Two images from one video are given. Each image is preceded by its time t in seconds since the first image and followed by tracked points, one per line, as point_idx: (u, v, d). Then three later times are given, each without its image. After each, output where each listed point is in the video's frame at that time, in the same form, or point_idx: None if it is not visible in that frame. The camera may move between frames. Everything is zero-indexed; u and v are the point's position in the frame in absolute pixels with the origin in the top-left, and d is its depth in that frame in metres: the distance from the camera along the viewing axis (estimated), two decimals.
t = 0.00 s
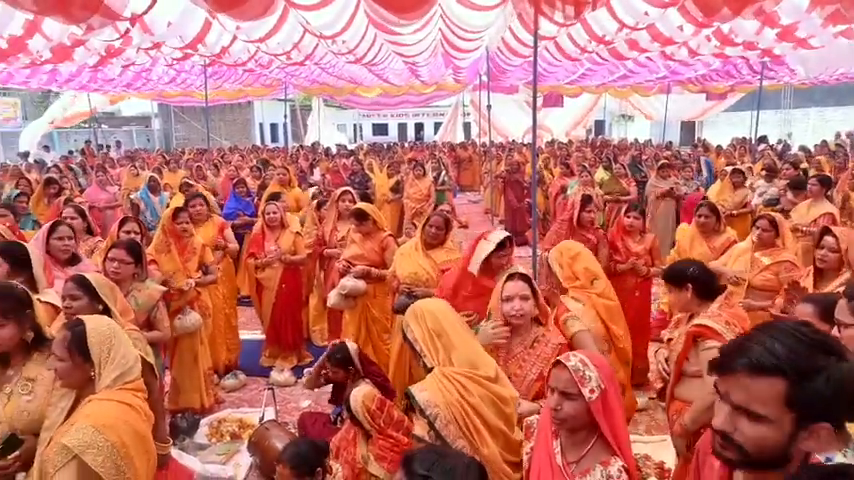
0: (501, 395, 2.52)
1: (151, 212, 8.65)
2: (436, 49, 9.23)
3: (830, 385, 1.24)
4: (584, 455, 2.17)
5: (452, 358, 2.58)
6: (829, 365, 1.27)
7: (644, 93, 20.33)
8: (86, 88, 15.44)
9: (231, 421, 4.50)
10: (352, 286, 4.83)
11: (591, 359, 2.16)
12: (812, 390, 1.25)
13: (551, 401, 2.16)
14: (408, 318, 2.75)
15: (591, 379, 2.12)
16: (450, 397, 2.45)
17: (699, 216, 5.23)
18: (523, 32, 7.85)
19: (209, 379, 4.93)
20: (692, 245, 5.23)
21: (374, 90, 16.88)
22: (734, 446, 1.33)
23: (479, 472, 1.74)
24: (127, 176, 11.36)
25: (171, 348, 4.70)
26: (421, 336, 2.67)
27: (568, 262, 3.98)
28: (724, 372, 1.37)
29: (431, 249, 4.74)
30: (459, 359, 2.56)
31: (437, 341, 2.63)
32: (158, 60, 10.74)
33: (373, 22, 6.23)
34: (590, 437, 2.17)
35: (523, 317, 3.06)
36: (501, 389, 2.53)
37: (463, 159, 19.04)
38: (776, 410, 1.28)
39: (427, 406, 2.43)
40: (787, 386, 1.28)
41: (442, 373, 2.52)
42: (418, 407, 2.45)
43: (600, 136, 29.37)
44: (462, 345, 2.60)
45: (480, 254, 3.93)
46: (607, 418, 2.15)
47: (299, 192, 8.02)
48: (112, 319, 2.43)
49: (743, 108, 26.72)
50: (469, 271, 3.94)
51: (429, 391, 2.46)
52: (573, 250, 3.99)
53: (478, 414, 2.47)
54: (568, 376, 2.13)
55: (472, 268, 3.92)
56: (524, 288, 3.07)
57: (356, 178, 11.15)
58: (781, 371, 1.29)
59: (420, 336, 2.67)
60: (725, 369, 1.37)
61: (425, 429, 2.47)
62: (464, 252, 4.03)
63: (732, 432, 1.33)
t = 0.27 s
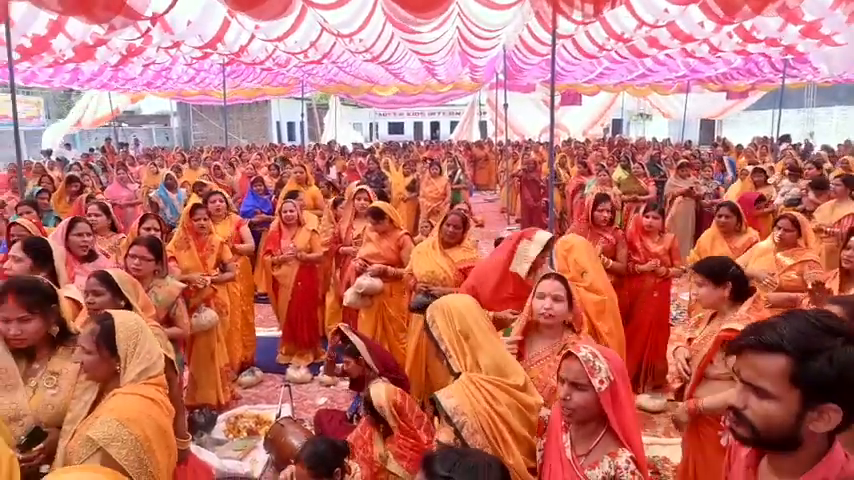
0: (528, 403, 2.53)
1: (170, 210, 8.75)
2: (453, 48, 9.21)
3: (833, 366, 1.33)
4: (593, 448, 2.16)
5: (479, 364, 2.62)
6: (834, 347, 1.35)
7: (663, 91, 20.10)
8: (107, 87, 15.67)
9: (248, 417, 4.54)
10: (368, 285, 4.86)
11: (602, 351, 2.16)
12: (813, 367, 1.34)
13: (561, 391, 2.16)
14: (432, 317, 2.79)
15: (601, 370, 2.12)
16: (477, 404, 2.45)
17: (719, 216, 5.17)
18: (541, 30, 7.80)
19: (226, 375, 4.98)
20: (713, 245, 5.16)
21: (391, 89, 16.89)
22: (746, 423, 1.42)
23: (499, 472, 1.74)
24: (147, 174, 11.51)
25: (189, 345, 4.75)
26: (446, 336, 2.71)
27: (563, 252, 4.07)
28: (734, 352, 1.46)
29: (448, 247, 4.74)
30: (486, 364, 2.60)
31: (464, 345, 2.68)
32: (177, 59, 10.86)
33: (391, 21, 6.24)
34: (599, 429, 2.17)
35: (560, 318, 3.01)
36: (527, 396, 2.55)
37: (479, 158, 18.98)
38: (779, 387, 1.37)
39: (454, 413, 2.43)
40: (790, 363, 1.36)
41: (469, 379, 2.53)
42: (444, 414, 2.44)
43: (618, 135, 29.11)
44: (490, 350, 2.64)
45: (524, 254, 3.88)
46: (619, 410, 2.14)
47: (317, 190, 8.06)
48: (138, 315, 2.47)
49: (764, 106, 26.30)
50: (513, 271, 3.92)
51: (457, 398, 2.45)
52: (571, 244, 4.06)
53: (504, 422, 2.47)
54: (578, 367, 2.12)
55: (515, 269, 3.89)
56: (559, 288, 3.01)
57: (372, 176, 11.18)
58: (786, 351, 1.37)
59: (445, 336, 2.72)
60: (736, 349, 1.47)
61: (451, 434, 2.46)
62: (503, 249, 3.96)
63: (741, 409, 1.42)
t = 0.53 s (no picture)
0: (544, 408, 2.53)
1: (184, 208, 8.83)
2: (467, 47, 9.20)
3: None
4: (602, 452, 2.14)
5: (496, 368, 2.65)
6: None
7: (678, 91, 19.94)
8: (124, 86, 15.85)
9: (260, 415, 4.55)
10: (381, 284, 4.88)
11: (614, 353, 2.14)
12: None
13: (572, 394, 2.14)
14: (450, 316, 2.81)
15: (613, 372, 2.10)
16: (494, 408, 2.45)
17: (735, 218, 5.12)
18: (555, 29, 7.77)
19: (238, 373, 5.00)
20: (729, 248, 5.10)
21: (404, 88, 16.90)
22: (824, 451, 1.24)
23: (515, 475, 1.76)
24: (162, 172, 11.61)
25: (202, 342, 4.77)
26: (463, 336, 2.75)
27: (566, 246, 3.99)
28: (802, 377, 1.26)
29: (462, 247, 4.73)
30: (503, 368, 2.63)
31: (482, 348, 2.71)
32: (192, 59, 10.96)
33: (404, 20, 6.25)
34: (610, 433, 2.14)
35: (584, 320, 2.96)
36: (545, 402, 2.56)
37: (491, 158, 18.94)
38: None
39: (470, 419, 2.43)
40: None
41: (486, 384, 2.54)
42: (460, 419, 2.44)
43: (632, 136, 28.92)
44: (506, 354, 2.67)
45: (554, 251, 3.95)
46: (631, 414, 2.12)
47: (329, 189, 8.08)
48: (155, 311, 2.51)
49: (782, 107, 25.98)
50: (543, 270, 3.97)
51: (473, 403, 2.46)
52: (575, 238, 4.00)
53: (520, 428, 2.47)
54: (590, 369, 2.10)
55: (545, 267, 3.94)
56: (582, 290, 2.98)
57: (385, 176, 11.20)
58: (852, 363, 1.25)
59: (463, 337, 2.75)
60: (801, 372, 1.26)
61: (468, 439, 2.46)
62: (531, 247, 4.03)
63: (803, 430, 1.26)
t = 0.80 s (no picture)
0: (561, 414, 2.64)
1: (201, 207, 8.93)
2: (482, 47, 9.19)
3: None
4: (619, 467, 2.08)
5: (516, 372, 2.68)
6: None
7: (696, 91, 19.73)
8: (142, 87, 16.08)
9: (276, 414, 4.60)
10: (396, 283, 4.90)
11: (637, 365, 2.06)
12: None
13: (591, 405, 2.08)
14: (475, 312, 2.80)
15: (634, 385, 2.02)
16: (509, 414, 2.56)
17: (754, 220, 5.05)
18: (571, 29, 7.73)
19: (254, 371, 5.03)
20: (749, 250, 5.04)
21: (419, 88, 16.92)
22: None
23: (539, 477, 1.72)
24: (180, 172, 11.76)
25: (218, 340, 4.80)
26: (485, 336, 2.74)
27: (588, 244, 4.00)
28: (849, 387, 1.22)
29: (478, 248, 4.71)
30: (523, 374, 2.65)
31: (502, 352, 2.71)
32: (210, 59, 11.07)
33: (420, 21, 6.25)
34: (629, 448, 2.06)
35: (594, 322, 3.02)
36: (561, 409, 2.64)
37: (506, 158, 18.89)
38: None
39: (484, 421, 2.55)
40: None
41: (503, 388, 2.63)
42: (476, 421, 2.56)
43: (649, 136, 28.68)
44: (527, 359, 2.69)
45: (571, 248, 4.06)
46: (653, 430, 2.04)
47: (345, 189, 8.11)
48: (173, 309, 2.51)
49: (802, 106, 25.59)
50: (559, 267, 4.10)
51: (487, 406, 2.57)
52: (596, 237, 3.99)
53: (534, 432, 2.58)
54: (610, 380, 2.03)
55: (563, 264, 4.06)
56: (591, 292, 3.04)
57: (400, 176, 11.23)
58: None
59: (484, 337, 2.75)
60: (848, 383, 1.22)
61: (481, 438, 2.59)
62: (548, 246, 4.19)
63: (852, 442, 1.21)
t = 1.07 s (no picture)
0: (577, 414, 2.72)
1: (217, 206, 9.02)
2: (497, 47, 9.18)
3: None
4: None
5: (536, 369, 2.76)
6: None
7: (713, 90, 19.52)
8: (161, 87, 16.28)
9: (290, 412, 4.62)
10: (410, 282, 4.89)
11: (659, 382, 2.05)
12: None
13: (610, 423, 2.05)
14: (502, 306, 2.88)
15: (656, 403, 2.00)
16: (526, 408, 2.64)
17: (775, 221, 4.98)
18: (588, 28, 7.69)
19: (269, 370, 5.05)
20: (770, 252, 4.98)
21: (433, 88, 16.94)
22: None
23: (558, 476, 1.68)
24: (196, 171, 11.87)
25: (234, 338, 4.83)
26: (509, 330, 2.82)
27: (614, 245, 4.37)
28: None
29: (492, 248, 4.69)
30: (543, 371, 2.73)
31: (524, 349, 2.78)
32: (225, 60, 11.16)
33: (436, 21, 6.25)
34: (651, 469, 2.02)
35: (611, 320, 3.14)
36: (578, 409, 2.71)
37: (521, 157, 18.84)
38: None
39: (500, 413, 2.63)
40: None
41: (521, 382, 2.71)
42: (492, 413, 2.65)
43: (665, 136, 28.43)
44: (548, 358, 2.76)
45: (577, 246, 4.04)
46: (676, 450, 2.00)
47: (359, 189, 8.13)
48: (191, 310, 2.53)
49: (823, 106, 25.22)
50: (565, 265, 4.07)
51: (505, 399, 2.66)
52: (623, 238, 4.37)
53: (550, 428, 2.65)
54: (632, 397, 2.01)
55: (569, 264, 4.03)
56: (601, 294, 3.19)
57: (415, 175, 11.25)
58: None
59: (508, 332, 2.83)
60: None
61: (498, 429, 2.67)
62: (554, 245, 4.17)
63: None
